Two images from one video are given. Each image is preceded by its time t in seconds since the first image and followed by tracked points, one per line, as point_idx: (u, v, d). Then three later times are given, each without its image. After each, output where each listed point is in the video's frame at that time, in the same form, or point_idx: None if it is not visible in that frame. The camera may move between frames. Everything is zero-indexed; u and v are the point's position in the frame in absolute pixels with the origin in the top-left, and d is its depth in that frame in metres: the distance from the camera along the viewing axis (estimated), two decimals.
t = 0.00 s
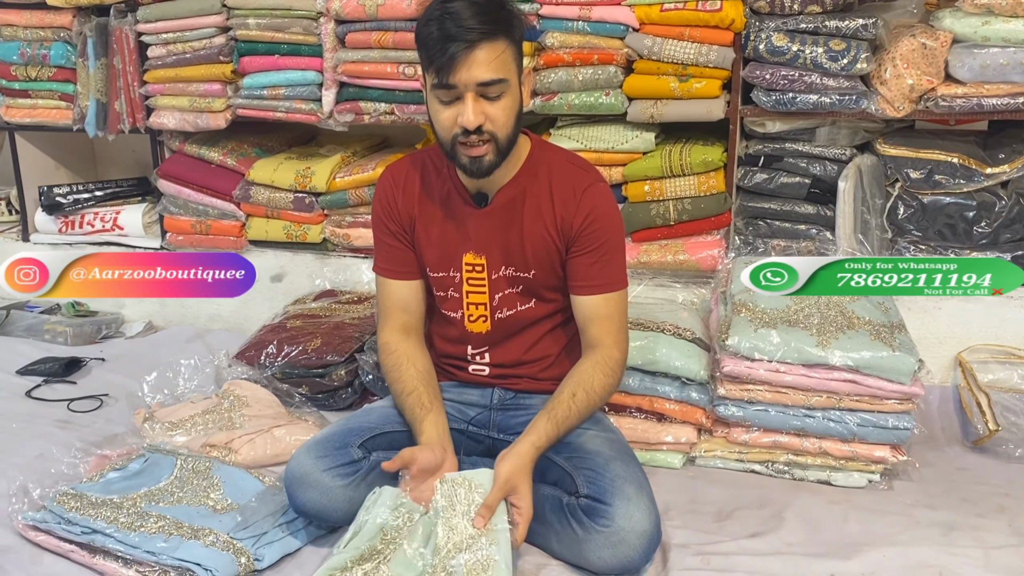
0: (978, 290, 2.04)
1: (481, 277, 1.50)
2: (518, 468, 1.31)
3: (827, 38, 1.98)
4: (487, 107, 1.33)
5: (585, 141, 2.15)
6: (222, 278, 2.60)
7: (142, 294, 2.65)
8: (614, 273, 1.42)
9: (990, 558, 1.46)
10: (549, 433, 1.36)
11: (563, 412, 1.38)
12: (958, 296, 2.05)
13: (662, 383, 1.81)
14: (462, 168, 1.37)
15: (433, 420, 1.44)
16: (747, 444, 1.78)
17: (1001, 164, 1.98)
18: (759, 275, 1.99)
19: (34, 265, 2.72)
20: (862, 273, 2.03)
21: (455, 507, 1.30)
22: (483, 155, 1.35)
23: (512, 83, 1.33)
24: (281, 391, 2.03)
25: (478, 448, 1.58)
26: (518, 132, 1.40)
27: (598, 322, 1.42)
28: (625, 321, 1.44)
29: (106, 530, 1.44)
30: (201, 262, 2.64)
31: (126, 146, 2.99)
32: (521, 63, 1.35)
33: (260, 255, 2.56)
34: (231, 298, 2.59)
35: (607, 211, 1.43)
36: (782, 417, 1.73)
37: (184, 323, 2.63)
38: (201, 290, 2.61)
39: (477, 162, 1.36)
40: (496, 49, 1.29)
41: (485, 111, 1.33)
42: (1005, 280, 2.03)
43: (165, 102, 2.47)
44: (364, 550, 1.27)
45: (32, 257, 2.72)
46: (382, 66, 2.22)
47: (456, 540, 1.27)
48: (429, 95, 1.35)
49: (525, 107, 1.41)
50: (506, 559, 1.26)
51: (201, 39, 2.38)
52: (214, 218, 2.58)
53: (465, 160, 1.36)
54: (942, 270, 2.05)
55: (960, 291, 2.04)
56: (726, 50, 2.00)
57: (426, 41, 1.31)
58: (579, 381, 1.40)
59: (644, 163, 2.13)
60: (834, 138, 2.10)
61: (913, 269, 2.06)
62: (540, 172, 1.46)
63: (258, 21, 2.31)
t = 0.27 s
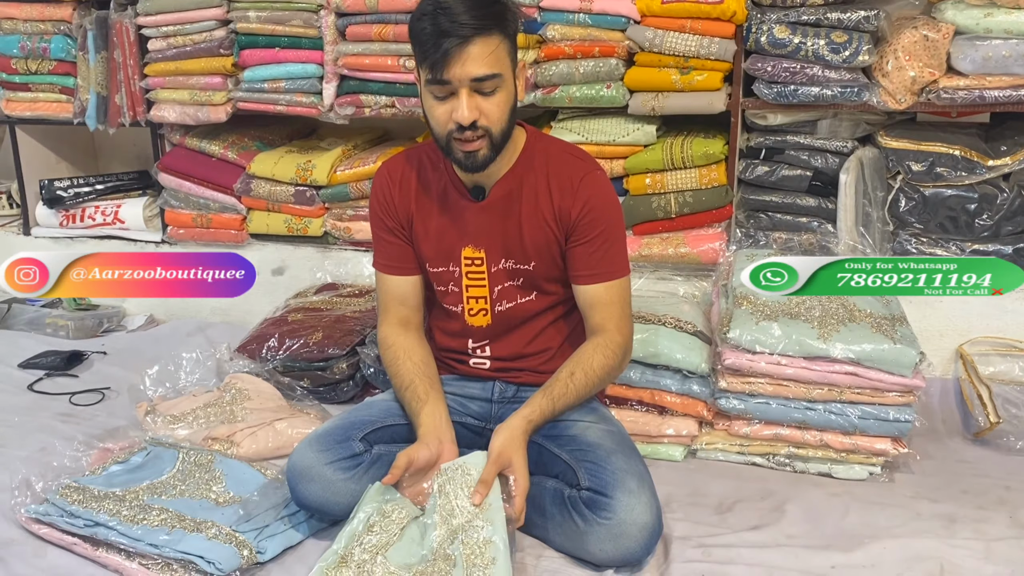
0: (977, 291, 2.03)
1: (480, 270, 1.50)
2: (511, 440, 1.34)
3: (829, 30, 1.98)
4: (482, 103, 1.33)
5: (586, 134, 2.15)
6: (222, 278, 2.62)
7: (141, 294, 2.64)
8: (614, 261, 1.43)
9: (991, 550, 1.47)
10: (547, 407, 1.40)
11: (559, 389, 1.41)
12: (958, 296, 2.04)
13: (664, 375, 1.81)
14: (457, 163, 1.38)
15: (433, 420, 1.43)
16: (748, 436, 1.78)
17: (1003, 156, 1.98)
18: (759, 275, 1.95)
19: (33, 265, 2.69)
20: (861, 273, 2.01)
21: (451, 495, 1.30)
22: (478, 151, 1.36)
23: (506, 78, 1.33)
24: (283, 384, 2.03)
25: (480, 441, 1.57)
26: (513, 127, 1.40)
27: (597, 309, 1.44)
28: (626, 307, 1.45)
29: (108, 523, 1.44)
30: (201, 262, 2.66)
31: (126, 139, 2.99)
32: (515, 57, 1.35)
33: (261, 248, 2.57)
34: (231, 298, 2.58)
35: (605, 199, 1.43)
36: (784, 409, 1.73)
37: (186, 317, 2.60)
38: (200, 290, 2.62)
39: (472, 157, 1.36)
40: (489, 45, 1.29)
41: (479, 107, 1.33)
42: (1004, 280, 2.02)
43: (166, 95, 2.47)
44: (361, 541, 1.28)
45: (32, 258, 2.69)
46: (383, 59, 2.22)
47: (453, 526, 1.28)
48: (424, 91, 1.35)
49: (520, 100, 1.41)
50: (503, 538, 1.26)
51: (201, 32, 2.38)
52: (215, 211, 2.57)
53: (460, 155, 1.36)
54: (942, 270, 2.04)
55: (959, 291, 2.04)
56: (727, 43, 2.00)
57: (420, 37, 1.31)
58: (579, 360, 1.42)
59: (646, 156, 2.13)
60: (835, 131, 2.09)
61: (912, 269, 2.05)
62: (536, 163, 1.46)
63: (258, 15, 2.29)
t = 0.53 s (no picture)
0: (978, 290, 2.05)
1: (480, 263, 1.50)
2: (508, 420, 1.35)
3: (831, 19, 1.96)
4: (477, 101, 1.32)
5: (588, 124, 2.15)
6: (222, 278, 2.64)
7: (141, 294, 2.62)
8: (616, 247, 1.43)
9: (992, 538, 1.47)
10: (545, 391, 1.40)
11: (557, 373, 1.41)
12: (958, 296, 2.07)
13: (666, 365, 1.81)
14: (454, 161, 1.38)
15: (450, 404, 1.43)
16: (750, 426, 1.78)
17: (1006, 146, 1.97)
18: (758, 275, 1.89)
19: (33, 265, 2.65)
20: (862, 273, 1.94)
21: (440, 470, 1.30)
22: (475, 148, 1.36)
23: (500, 75, 1.32)
24: (285, 374, 2.04)
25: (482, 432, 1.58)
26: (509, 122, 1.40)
27: (602, 297, 1.44)
28: (631, 293, 1.45)
29: (112, 513, 1.44)
30: (200, 263, 2.67)
31: (127, 130, 2.98)
32: (508, 52, 1.34)
33: (263, 239, 2.57)
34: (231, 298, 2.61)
35: (603, 186, 1.43)
36: (785, 399, 1.74)
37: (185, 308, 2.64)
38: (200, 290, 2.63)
39: (469, 154, 1.36)
40: (482, 43, 1.28)
41: (474, 105, 1.32)
42: (1005, 281, 2.03)
43: (166, 86, 2.46)
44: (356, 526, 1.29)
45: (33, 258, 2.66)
46: (383, 49, 2.21)
47: (447, 501, 1.27)
48: (418, 91, 1.35)
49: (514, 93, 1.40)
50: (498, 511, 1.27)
51: (201, 22, 2.37)
52: (217, 202, 2.57)
53: (457, 153, 1.36)
54: (942, 270, 2.06)
55: (959, 291, 2.06)
56: (730, 32, 1.99)
57: (412, 37, 1.29)
58: (579, 344, 1.42)
59: (647, 146, 2.12)
60: (838, 120, 2.09)
61: (913, 269, 2.06)
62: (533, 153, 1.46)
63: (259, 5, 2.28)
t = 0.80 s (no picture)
0: (975, 290, 2.05)
1: (483, 246, 1.50)
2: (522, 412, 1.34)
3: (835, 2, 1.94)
4: (475, 82, 1.31)
5: (590, 109, 2.14)
6: (222, 278, 2.62)
7: (142, 293, 2.55)
8: (621, 228, 1.42)
9: (994, 522, 1.47)
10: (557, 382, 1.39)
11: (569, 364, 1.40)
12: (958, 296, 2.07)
13: (668, 351, 1.80)
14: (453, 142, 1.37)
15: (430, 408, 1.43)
16: (752, 411, 1.78)
17: (1011, 130, 1.95)
18: (759, 275, 1.81)
19: (32, 265, 2.55)
20: (862, 273, 1.82)
21: (436, 454, 1.29)
22: (472, 128, 1.35)
23: (499, 55, 1.31)
24: (287, 360, 2.04)
25: (483, 417, 1.60)
26: (507, 102, 1.38)
27: (613, 278, 1.43)
28: (640, 273, 1.44)
29: (114, 497, 1.45)
30: (199, 263, 2.64)
31: (128, 117, 2.97)
32: (507, 32, 1.33)
33: (264, 225, 2.56)
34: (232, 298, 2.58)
35: (607, 166, 1.42)
36: (787, 383, 1.73)
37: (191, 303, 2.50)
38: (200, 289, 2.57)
39: (467, 135, 1.35)
40: (480, 23, 1.27)
41: (472, 85, 1.31)
42: (1005, 281, 2.03)
43: (166, 71, 2.45)
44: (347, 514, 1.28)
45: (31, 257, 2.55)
46: (384, 33, 2.20)
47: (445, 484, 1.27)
48: (416, 72, 1.34)
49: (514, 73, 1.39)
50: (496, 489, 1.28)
51: (201, 7, 2.36)
52: (217, 188, 2.56)
53: (455, 133, 1.36)
54: (943, 270, 2.06)
55: (959, 291, 2.06)
56: (733, 16, 1.98)
57: (410, 17, 1.29)
58: (591, 332, 1.42)
59: (649, 132, 2.12)
60: (841, 105, 2.07)
61: (916, 268, 2.02)
62: (535, 134, 1.45)
63: None
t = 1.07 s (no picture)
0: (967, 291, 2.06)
1: (486, 220, 1.49)
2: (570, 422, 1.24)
3: None
4: (489, 49, 1.31)
5: (595, 89, 2.12)
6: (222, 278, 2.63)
7: (140, 292, 2.59)
8: (628, 208, 1.40)
9: (1000, 500, 1.46)
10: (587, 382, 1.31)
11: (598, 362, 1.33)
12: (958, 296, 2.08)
13: (672, 331, 1.80)
14: (463, 110, 1.37)
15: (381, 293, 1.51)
16: (756, 390, 1.78)
17: (1018, 109, 1.94)
18: (758, 275, 1.75)
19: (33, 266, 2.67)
20: (862, 273, 1.76)
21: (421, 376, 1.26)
22: (484, 97, 1.34)
23: (514, 23, 1.30)
24: (291, 341, 2.03)
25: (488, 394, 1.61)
26: (520, 72, 1.38)
27: (618, 259, 1.40)
28: (643, 254, 1.41)
29: (118, 475, 1.44)
30: (201, 263, 2.67)
31: (129, 99, 2.96)
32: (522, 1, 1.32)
33: (267, 207, 2.56)
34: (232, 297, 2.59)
35: (616, 145, 1.41)
36: (793, 363, 1.73)
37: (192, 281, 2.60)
38: (201, 288, 2.60)
39: (478, 103, 1.35)
40: None
41: (486, 53, 1.31)
42: (1004, 281, 2.05)
43: (168, 52, 2.44)
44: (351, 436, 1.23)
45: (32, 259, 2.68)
46: (387, 12, 2.19)
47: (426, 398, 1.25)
48: (429, 36, 1.33)
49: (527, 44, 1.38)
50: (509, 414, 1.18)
51: None
52: (220, 169, 2.56)
53: (466, 101, 1.35)
54: (943, 270, 2.07)
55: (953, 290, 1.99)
56: None
57: None
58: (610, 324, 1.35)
59: (654, 111, 2.10)
60: (847, 84, 2.06)
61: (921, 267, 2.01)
62: (544, 110, 1.45)
63: None
